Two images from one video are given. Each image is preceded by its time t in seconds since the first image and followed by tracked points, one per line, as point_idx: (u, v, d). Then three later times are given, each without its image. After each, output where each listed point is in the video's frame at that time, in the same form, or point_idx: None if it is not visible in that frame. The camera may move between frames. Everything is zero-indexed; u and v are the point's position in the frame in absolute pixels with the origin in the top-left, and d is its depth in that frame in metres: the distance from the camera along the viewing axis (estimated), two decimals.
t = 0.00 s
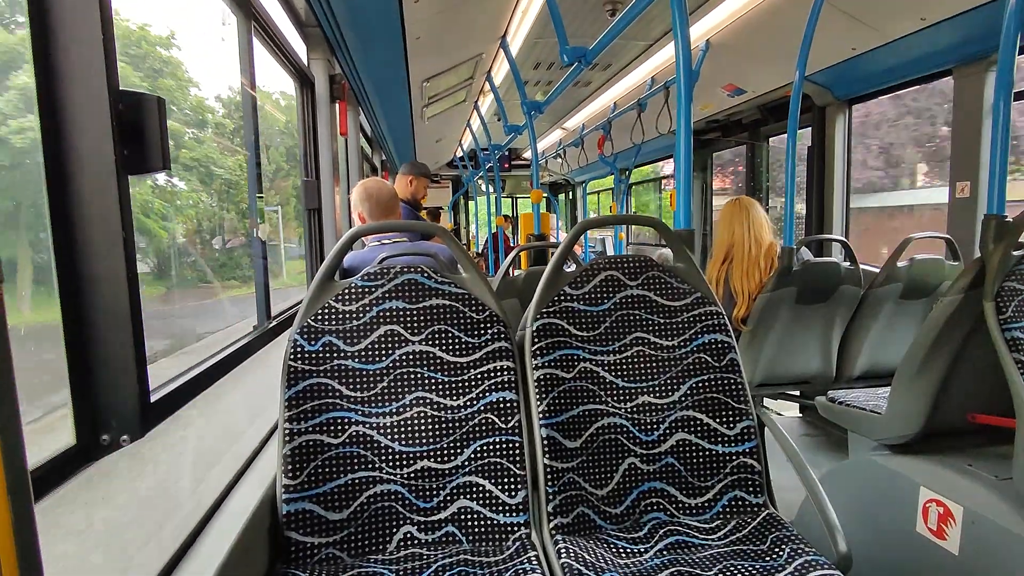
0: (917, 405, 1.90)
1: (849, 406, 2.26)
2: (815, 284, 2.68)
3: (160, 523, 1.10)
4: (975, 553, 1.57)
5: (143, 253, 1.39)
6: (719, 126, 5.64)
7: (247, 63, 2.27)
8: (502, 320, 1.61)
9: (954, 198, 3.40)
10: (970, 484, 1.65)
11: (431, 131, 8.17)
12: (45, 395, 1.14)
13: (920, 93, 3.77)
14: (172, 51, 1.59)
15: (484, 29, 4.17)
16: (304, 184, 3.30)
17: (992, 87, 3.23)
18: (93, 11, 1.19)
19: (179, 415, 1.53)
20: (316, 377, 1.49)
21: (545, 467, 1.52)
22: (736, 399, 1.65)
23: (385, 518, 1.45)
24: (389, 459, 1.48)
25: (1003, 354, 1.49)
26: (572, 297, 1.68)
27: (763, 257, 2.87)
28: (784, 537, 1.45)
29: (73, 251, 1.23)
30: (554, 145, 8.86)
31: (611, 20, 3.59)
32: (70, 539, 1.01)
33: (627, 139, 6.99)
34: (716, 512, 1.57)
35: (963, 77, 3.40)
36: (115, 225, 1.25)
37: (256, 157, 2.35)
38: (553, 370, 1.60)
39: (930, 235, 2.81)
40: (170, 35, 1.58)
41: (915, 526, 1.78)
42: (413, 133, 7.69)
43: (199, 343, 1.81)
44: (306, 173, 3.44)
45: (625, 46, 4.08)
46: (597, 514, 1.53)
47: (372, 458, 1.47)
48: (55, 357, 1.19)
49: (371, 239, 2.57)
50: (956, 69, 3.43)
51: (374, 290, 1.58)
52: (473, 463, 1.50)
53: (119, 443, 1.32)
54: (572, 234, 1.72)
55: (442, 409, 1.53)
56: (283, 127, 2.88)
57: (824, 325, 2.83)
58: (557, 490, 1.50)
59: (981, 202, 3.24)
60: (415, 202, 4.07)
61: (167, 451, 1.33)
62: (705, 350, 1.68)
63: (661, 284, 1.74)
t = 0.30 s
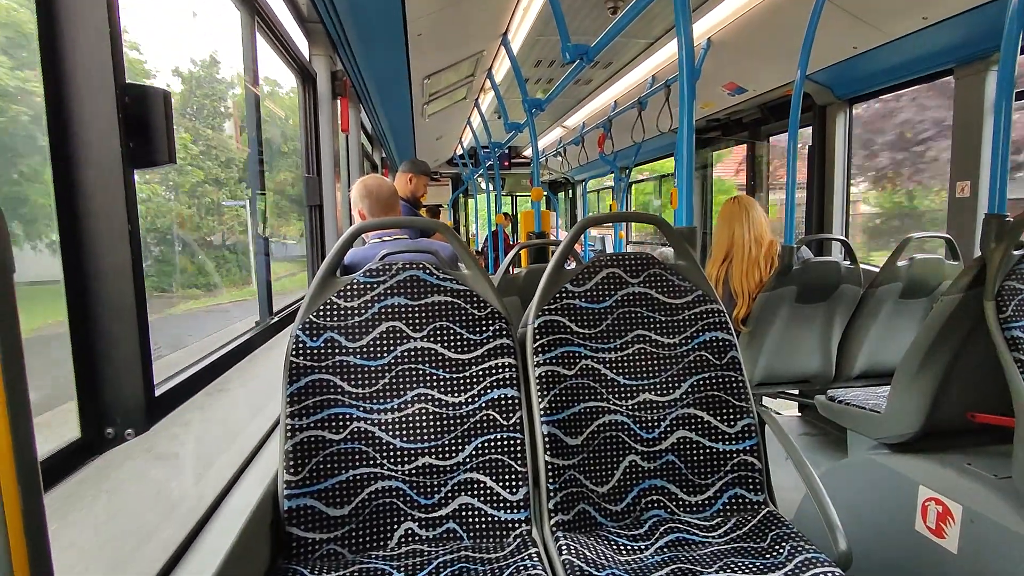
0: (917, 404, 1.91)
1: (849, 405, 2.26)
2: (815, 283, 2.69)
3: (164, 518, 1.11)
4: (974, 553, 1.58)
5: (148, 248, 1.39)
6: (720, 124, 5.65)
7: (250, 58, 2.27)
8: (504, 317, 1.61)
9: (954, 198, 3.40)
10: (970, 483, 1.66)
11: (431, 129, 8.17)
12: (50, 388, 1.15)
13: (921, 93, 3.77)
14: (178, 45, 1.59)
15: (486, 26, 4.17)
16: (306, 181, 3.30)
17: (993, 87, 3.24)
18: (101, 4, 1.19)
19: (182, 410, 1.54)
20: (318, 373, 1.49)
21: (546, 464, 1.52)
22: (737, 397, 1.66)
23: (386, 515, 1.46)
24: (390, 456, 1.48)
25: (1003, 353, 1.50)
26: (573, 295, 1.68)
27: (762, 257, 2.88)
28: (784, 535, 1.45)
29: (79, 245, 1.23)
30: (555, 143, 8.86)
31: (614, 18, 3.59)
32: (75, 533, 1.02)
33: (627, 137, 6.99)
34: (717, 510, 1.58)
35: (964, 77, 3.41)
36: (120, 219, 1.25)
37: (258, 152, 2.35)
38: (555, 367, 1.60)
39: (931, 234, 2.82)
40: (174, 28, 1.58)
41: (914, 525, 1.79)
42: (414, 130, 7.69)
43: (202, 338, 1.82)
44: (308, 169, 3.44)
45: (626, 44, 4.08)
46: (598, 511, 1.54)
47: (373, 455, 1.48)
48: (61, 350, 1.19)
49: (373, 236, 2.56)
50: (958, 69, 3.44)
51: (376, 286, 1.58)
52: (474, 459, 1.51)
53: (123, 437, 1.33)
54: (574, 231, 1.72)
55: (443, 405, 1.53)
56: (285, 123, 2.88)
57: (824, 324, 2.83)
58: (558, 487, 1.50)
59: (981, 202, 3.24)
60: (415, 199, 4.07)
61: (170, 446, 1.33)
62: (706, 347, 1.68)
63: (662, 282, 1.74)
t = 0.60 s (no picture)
0: (910, 411, 1.90)
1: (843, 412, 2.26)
2: (810, 289, 2.69)
3: (150, 528, 1.10)
4: (968, 560, 1.57)
5: (137, 256, 1.39)
6: (715, 130, 5.66)
7: (244, 64, 2.27)
8: (496, 324, 1.61)
9: (948, 204, 3.41)
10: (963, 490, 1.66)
11: (428, 133, 8.18)
12: (35, 398, 1.14)
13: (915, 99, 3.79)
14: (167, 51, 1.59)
15: (482, 31, 4.19)
16: (301, 186, 3.30)
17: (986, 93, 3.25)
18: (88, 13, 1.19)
19: (171, 418, 1.53)
20: (310, 380, 1.48)
21: (539, 472, 1.51)
22: (730, 404, 1.66)
23: (378, 523, 1.45)
24: (382, 463, 1.48)
25: (995, 360, 1.50)
26: (566, 301, 1.68)
27: (757, 263, 2.87)
28: (776, 543, 1.45)
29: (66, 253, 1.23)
30: (552, 147, 8.88)
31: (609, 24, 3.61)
32: (60, 543, 1.01)
33: (624, 142, 7.01)
34: (709, 518, 1.57)
35: (958, 83, 3.42)
36: (107, 228, 1.25)
37: (252, 159, 2.35)
38: (547, 374, 1.59)
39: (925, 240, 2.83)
40: (163, 35, 1.57)
41: (908, 532, 1.78)
42: (411, 135, 7.70)
43: (193, 346, 1.81)
44: (302, 174, 3.44)
45: (622, 50, 4.10)
46: (590, 519, 1.53)
47: (365, 462, 1.47)
48: (46, 359, 1.19)
49: (367, 242, 2.56)
50: (951, 75, 3.45)
51: (368, 293, 1.58)
52: (466, 467, 1.50)
53: (109, 447, 1.32)
54: (568, 237, 1.72)
55: (436, 413, 1.53)
56: (279, 129, 2.88)
57: (819, 330, 2.83)
58: (550, 495, 1.50)
59: (975, 207, 3.25)
60: (410, 205, 4.06)
61: (158, 455, 1.32)
62: (699, 354, 1.68)
63: (655, 289, 1.74)
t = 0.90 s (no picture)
0: (908, 410, 1.90)
1: (841, 412, 2.26)
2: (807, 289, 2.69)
3: (144, 529, 1.09)
4: (966, 559, 1.57)
5: (130, 258, 1.38)
6: (712, 131, 5.67)
7: (239, 65, 2.27)
8: (493, 325, 1.60)
9: (945, 203, 3.41)
10: (961, 489, 1.65)
11: (425, 135, 8.18)
12: (26, 399, 1.13)
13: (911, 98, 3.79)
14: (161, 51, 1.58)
15: (478, 33, 4.19)
16: (297, 188, 3.29)
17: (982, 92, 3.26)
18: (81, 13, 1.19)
19: (165, 420, 1.52)
20: (305, 382, 1.48)
21: (536, 472, 1.51)
22: (727, 404, 1.65)
23: (374, 524, 1.44)
24: (378, 465, 1.47)
25: (993, 358, 1.49)
26: (563, 302, 1.68)
27: (755, 262, 2.87)
28: (775, 542, 1.45)
29: (56, 253, 1.22)
30: (549, 149, 8.89)
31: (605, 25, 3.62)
32: (52, 545, 1.00)
33: (621, 143, 7.02)
34: (707, 518, 1.57)
35: (954, 83, 3.43)
36: (99, 228, 1.24)
37: (247, 160, 2.34)
38: (544, 375, 1.59)
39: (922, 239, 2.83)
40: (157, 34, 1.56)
41: (906, 531, 1.78)
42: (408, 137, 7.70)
43: (189, 348, 1.80)
44: (298, 176, 3.43)
45: (618, 51, 4.10)
46: (587, 519, 1.53)
47: (361, 464, 1.46)
48: (38, 358, 1.18)
49: (363, 244, 2.55)
50: (947, 74, 3.46)
51: (364, 294, 1.57)
52: (464, 468, 1.50)
53: (102, 449, 1.30)
54: (565, 237, 1.72)
55: (432, 413, 1.52)
56: (275, 131, 2.88)
57: (817, 330, 2.83)
58: (547, 496, 1.49)
59: (971, 207, 3.26)
60: (407, 206, 4.05)
61: (152, 457, 1.31)
62: (696, 354, 1.68)
63: (652, 289, 1.73)
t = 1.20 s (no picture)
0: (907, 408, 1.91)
1: (840, 410, 2.27)
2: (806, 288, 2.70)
3: (148, 531, 1.09)
4: (964, 556, 1.58)
5: (133, 260, 1.38)
6: (711, 130, 5.68)
7: (240, 67, 2.27)
8: (494, 325, 1.61)
9: (944, 202, 3.43)
10: (959, 487, 1.66)
11: (425, 135, 8.19)
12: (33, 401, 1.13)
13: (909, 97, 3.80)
14: (162, 55, 1.58)
15: (478, 33, 4.19)
16: (297, 188, 3.30)
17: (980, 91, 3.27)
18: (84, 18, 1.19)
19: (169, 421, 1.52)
20: (307, 383, 1.48)
21: (537, 472, 1.52)
22: (727, 403, 1.66)
23: (377, 524, 1.45)
24: (380, 465, 1.48)
25: (991, 357, 1.50)
26: (563, 302, 1.69)
27: (753, 262, 2.88)
28: (775, 541, 1.45)
29: (61, 256, 1.22)
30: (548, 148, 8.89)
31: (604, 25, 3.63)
32: (60, 546, 1.00)
33: (620, 143, 7.03)
34: (708, 516, 1.58)
35: (952, 82, 3.44)
36: (103, 230, 1.24)
37: (248, 161, 2.35)
38: (545, 375, 1.60)
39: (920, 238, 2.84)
40: (157, 35, 1.56)
41: (905, 529, 1.79)
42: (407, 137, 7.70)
43: (192, 349, 1.81)
44: (298, 176, 3.44)
45: (617, 51, 4.11)
46: (588, 519, 1.53)
47: (364, 464, 1.47)
48: (43, 360, 1.18)
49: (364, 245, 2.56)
50: (946, 74, 3.47)
51: (365, 295, 1.58)
52: (465, 468, 1.50)
53: (107, 450, 1.31)
54: (565, 238, 1.72)
55: (434, 414, 1.53)
56: (275, 132, 2.88)
57: (816, 329, 2.84)
58: (549, 495, 1.50)
59: (969, 205, 3.27)
60: (407, 206, 4.06)
61: (157, 459, 1.31)
62: (696, 353, 1.69)
63: (652, 288, 1.74)
